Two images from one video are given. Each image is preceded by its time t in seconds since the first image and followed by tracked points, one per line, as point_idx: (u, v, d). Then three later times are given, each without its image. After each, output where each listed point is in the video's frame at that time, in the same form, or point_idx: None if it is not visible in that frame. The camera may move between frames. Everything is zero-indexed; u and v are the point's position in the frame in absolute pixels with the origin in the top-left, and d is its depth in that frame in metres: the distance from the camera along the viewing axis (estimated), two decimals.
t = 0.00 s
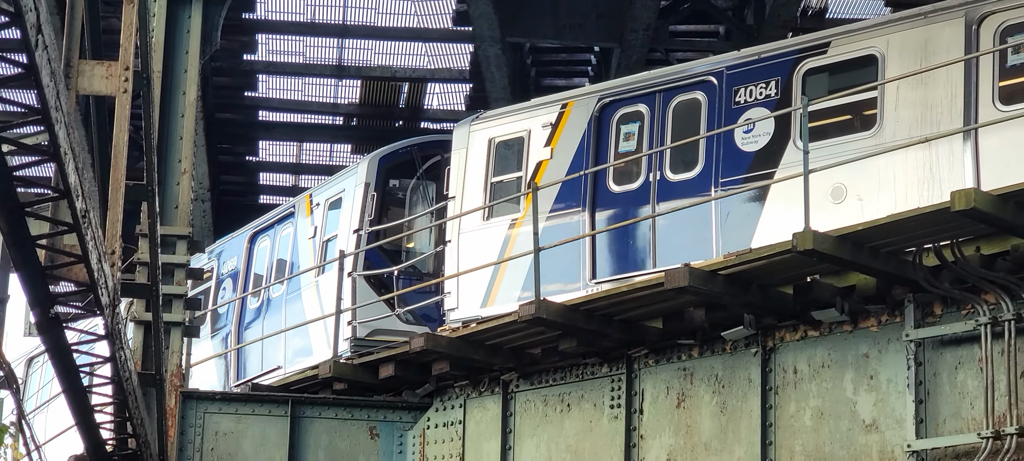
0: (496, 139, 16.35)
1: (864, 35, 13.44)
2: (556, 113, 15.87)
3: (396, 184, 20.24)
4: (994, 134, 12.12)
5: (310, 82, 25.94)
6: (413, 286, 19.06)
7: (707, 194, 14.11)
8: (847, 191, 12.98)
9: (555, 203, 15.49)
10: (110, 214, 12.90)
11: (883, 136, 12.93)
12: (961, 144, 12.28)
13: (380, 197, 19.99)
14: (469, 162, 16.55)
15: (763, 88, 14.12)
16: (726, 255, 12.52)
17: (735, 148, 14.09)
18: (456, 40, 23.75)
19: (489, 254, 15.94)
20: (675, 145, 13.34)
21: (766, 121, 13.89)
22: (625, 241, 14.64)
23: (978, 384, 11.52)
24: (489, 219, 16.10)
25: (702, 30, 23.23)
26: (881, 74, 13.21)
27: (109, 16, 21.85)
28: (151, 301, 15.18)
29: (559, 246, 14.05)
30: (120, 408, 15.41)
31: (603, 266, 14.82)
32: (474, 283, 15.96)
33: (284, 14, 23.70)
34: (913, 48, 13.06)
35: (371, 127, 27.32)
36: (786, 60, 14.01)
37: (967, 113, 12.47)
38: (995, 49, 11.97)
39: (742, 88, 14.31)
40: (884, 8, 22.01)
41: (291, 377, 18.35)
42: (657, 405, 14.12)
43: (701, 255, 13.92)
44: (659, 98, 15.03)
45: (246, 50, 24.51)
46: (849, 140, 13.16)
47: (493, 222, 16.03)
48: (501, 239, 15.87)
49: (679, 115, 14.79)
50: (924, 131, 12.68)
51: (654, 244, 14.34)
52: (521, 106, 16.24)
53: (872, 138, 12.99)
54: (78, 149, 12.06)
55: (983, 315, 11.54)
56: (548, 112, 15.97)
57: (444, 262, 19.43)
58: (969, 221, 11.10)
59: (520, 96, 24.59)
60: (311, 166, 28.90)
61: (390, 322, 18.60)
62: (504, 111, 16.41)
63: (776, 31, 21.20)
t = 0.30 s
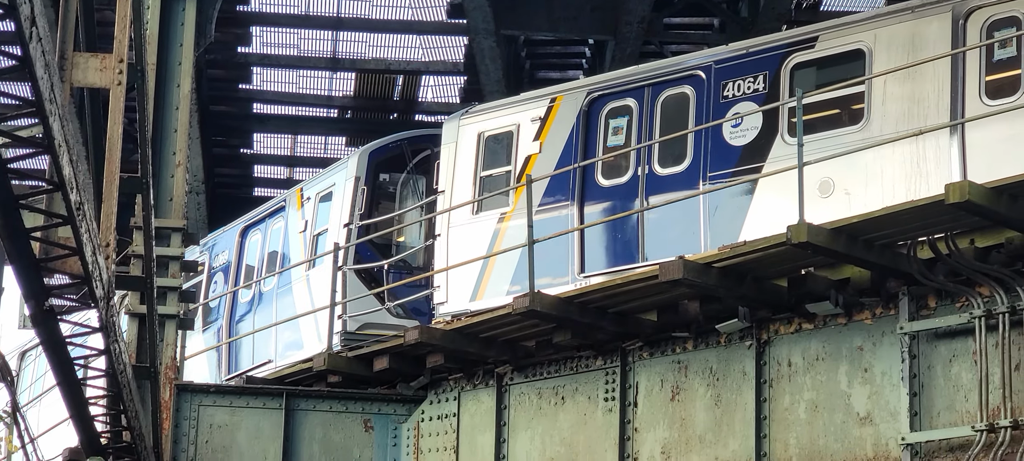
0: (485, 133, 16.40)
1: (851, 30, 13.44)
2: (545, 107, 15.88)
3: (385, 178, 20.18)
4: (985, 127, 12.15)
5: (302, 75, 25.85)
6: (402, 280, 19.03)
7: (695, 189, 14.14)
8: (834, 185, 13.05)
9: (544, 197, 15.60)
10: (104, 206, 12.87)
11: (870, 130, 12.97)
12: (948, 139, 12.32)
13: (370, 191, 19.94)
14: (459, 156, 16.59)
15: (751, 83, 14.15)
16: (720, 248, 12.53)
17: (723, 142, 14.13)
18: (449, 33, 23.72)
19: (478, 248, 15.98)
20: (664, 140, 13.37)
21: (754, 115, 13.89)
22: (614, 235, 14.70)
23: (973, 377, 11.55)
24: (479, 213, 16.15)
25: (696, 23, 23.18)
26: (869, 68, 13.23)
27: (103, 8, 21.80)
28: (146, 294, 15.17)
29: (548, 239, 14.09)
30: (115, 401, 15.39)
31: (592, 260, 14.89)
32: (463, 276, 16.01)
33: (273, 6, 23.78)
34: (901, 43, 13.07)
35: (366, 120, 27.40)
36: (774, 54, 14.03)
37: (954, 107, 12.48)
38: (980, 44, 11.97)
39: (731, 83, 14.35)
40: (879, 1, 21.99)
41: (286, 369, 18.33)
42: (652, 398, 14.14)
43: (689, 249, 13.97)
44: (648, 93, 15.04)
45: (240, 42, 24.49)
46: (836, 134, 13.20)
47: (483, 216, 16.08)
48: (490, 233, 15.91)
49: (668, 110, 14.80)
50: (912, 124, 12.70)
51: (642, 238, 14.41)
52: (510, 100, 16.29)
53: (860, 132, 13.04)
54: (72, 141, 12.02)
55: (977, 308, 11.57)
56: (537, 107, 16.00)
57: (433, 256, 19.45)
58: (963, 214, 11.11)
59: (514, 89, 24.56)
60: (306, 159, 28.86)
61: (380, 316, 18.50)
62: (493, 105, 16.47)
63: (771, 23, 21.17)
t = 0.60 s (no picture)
0: (475, 129, 16.38)
1: (837, 26, 13.64)
2: (534, 103, 15.95)
3: (376, 173, 20.35)
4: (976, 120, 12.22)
5: (297, 68, 25.80)
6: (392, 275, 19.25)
7: (683, 183, 14.31)
8: (821, 180, 13.21)
9: (533, 193, 15.59)
10: (98, 199, 12.85)
11: (858, 126, 13.11)
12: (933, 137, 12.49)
13: (360, 187, 20.10)
14: (448, 151, 16.57)
15: (739, 78, 14.32)
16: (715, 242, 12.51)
17: (710, 137, 14.27)
18: (444, 27, 23.89)
19: (467, 244, 16.00)
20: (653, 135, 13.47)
21: (742, 111, 14.04)
22: (602, 231, 14.82)
23: (966, 371, 11.57)
24: (467, 209, 16.15)
25: (691, 16, 23.17)
26: (855, 64, 13.42)
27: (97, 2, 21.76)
28: (140, 288, 15.14)
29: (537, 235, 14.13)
30: (109, 395, 15.36)
31: (579, 255, 14.97)
32: (452, 272, 16.03)
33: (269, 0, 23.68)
34: (887, 39, 13.26)
35: (364, 113, 27.26)
36: (762, 50, 14.20)
37: (940, 103, 12.64)
38: (966, 39, 12.17)
39: (719, 78, 14.50)
40: None
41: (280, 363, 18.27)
42: (646, 392, 14.15)
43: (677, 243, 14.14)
44: (636, 88, 15.20)
45: (234, 36, 24.48)
46: (823, 130, 13.36)
47: (472, 212, 16.08)
48: (479, 229, 15.94)
49: (656, 105, 14.97)
50: (899, 120, 12.86)
51: (630, 233, 14.56)
52: (499, 95, 16.28)
53: (848, 128, 13.18)
54: (65, 134, 11.99)
55: (971, 301, 11.59)
56: (526, 103, 16.04)
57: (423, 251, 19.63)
58: (957, 207, 11.12)
59: (509, 82, 24.56)
60: (300, 153, 28.84)
61: (371, 311, 18.79)
62: (482, 100, 16.44)
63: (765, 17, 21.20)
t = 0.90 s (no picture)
0: (467, 129, 16.48)
1: (827, 26, 13.66)
2: (526, 103, 16.02)
3: (369, 173, 20.35)
4: (974, 118, 12.22)
5: (294, 66, 25.75)
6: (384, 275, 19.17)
7: (674, 183, 14.35)
8: (811, 180, 13.25)
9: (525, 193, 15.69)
10: (95, 198, 12.83)
11: (848, 126, 13.16)
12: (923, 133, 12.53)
13: (353, 186, 20.11)
14: (441, 151, 16.69)
15: (730, 78, 14.34)
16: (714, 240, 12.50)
17: (701, 138, 14.31)
18: (440, 24, 23.90)
19: (459, 244, 16.07)
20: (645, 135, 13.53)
21: (732, 111, 14.08)
22: (594, 231, 14.88)
23: (965, 369, 11.57)
24: (459, 208, 16.22)
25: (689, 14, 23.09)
26: (845, 64, 13.43)
27: None
28: (138, 287, 15.11)
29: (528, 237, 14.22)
30: (107, 393, 15.33)
31: (571, 255, 15.03)
32: (444, 273, 16.10)
33: None
34: (877, 39, 13.28)
35: (361, 111, 27.35)
36: (753, 50, 14.25)
37: (929, 104, 12.66)
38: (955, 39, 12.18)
39: (710, 78, 14.53)
40: None
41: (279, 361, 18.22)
42: (645, 391, 14.14)
43: (668, 243, 14.18)
44: (627, 88, 15.22)
45: (232, 33, 24.47)
46: (814, 129, 13.41)
47: (464, 212, 16.14)
48: (470, 229, 16.00)
49: (647, 105, 15.00)
50: (888, 121, 12.88)
51: (622, 234, 14.61)
52: (491, 95, 16.37)
53: (837, 128, 13.23)
54: (63, 132, 11.97)
55: (970, 300, 11.57)
56: (518, 102, 16.12)
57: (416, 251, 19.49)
58: (956, 206, 11.11)
59: (507, 80, 24.55)
60: (298, 151, 28.80)
61: (363, 310, 18.72)
62: (474, 100, 16.55)
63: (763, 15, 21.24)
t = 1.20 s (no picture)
0: (457, 129, 16.63)
1: (816, 27, 13.74)
2: (516, 104, 16.14)
3: (360, 173, 20.58)
4: (970, 117, 12.24)
5: (292, 64, 25.82)
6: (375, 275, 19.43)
7: (663, 182, 14.43)
8: (798, 180, 13.31)
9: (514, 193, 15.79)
10: (92, 196, 12.81)
11: (835, 126, 13.28)
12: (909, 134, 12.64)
13: (344, 186, 20.36)
14: (431, 151, 16.82)
15: (719, 79, 14.42)
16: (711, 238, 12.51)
17: (690, 138, 14.39)
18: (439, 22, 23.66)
19: (449, 244, 16.16)
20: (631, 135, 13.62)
21: (721, 112, 14.15)
22: (583, 231, 14.97)
23: (961, 367, 11.58)
24: (450, 208, 16.33)
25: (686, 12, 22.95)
26: (833, 65, 13.52)
27: None
28: (135, 285, 15.10)
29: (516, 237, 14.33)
30: (103, 391, 15.30)
31: (561, 255, 15.13)
32: (435, 273, 16.19)
33: None
34: (864, 39, 13.37)
35: (357, 109, 27.34)
36: (741, 50, 14.33)
37: (916, 105, 12.77)
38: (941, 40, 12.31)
39: (698, 79, 14.62)
40: None
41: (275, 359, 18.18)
42: (641, 389, 14.15)
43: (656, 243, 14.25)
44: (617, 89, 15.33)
45: (228, 31, 24.49)
46: (803, 129, 13.52)
47: (454, 212, 16.26)
48: (461, 229, 16.10)
49: (636, 105, 15.10)
50: (876, 121, 12.99)
51: (611, 234, 14.68)
52: (481, 96, 16.51)
53: (825, 128, 13.34)
54: (59, 130, 11.95)
55: (966, 298, 11.59)
56: (508, 103, 16.24)
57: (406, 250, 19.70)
58: (952, 204, 11.13)
59: (503, 78, 24.56)
60: (294, 149, 28.78)
61: (355, 310, 18.95)
62: (464, 101, 16.68)
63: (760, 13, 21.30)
